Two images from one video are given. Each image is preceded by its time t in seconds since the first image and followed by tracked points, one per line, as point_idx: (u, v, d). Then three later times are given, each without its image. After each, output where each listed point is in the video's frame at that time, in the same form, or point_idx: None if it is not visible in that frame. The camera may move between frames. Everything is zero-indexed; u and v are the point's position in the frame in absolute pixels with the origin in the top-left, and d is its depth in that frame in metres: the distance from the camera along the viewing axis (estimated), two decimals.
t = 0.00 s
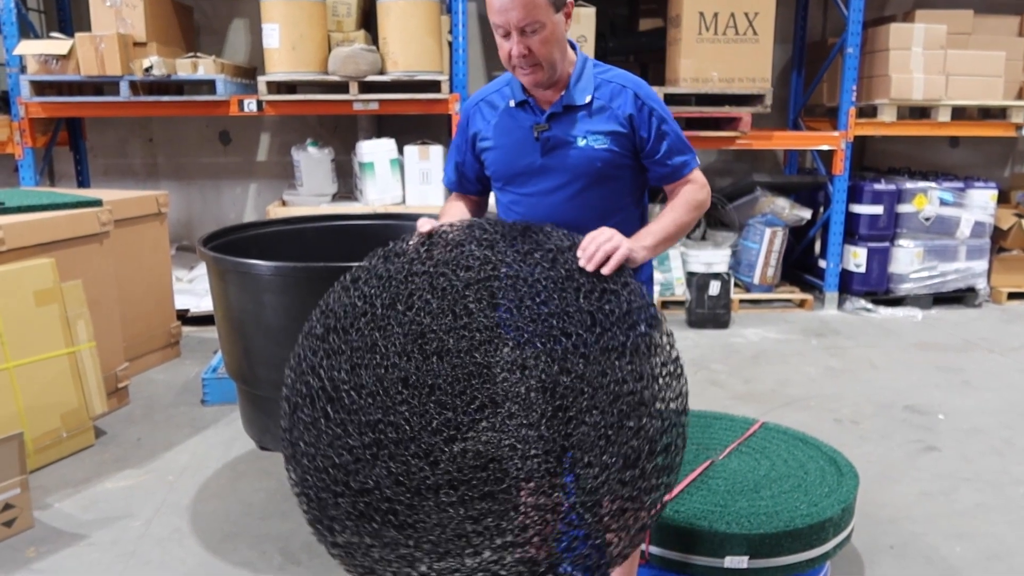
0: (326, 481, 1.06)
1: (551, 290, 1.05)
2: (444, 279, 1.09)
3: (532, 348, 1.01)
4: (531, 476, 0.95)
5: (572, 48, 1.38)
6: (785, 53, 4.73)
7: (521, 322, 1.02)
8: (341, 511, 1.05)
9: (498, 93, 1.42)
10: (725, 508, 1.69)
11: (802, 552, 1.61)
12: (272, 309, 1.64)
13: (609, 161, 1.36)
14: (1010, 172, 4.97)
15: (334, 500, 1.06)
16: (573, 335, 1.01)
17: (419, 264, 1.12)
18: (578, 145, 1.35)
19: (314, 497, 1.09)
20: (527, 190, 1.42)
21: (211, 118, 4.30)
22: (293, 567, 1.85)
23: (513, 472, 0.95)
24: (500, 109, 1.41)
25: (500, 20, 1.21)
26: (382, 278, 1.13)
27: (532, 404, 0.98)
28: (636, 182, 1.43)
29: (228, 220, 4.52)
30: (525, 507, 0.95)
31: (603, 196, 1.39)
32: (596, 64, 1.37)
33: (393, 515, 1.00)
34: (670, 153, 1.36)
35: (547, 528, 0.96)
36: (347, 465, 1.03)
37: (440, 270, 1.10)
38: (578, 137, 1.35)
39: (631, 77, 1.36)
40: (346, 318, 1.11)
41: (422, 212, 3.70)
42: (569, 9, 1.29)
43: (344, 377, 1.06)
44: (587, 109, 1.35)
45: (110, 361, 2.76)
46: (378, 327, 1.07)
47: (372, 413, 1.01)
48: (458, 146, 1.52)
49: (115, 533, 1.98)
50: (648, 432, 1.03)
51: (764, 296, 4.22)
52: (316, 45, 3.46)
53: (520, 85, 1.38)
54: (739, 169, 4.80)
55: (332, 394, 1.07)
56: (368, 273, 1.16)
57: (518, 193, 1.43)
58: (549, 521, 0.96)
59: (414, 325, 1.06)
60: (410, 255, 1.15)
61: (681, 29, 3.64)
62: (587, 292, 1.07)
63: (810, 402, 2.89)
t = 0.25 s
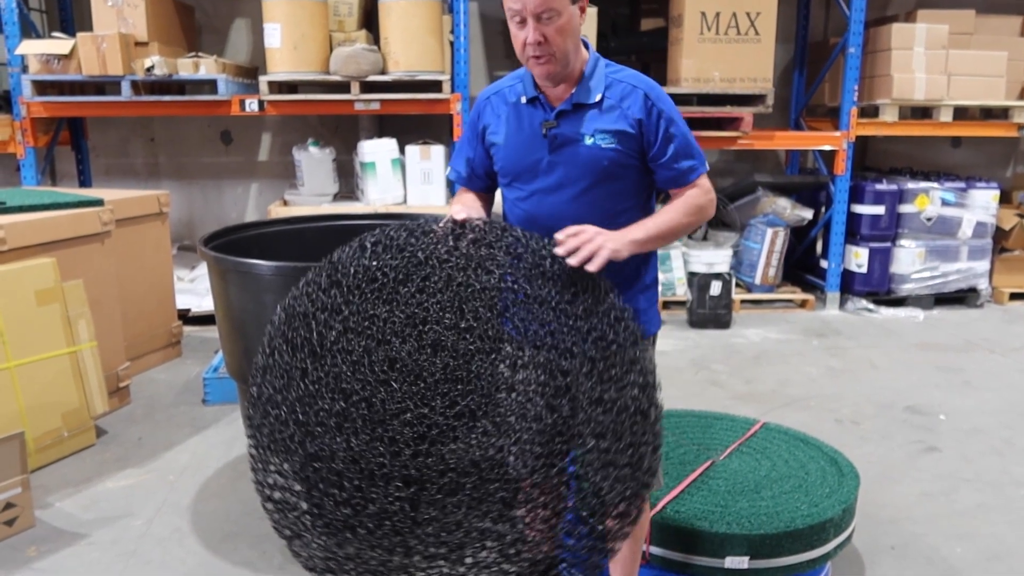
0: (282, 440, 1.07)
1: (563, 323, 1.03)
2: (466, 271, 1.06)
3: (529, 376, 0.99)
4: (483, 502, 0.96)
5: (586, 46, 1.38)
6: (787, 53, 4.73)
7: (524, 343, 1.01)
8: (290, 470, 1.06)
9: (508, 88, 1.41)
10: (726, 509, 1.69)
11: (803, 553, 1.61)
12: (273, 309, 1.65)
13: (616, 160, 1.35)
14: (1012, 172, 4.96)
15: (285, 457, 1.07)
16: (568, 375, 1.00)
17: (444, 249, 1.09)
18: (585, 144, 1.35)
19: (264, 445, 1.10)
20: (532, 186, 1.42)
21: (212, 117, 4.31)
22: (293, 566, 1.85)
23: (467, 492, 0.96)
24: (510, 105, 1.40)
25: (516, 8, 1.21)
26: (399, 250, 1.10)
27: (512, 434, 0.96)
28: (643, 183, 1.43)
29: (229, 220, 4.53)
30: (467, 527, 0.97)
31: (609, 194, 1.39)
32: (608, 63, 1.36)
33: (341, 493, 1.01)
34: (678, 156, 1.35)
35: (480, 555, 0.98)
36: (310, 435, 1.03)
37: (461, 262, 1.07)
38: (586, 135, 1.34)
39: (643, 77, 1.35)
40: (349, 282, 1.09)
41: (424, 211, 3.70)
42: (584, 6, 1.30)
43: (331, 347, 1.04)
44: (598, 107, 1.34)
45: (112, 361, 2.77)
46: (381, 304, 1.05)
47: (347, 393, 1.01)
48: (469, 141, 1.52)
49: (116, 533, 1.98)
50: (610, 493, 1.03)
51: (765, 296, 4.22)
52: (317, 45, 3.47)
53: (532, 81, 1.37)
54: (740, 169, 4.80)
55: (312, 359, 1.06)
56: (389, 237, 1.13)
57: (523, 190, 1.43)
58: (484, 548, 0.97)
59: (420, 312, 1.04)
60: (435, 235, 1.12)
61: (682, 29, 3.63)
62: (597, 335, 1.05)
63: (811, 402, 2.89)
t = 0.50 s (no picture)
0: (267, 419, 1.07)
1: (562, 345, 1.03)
2: (477, 273, 1.05)
3: (522, 392, 0.98)
4: (457, 510, 0.96)
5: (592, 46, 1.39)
6: (787, 53, 4.73)
7: (522, 356, 1.00)
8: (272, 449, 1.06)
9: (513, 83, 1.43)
10: (725, 509, 1.69)
11: (802, 553, 1.61)
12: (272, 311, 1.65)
13: (608, 158, 1.34)
14: (1012, 173, 4.96)
15: (267, 435, 1.07)
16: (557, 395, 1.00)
17: (458, 249, 1.08)
18: (579, 140, 1.34)
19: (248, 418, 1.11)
20: (527, 181, 1.42)
21: (213, 117, 4.31)
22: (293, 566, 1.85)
23: (443, 498, 0.96)
24: (513, 99, 1.41)
25: None
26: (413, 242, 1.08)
27: (497, 448, 0.96)
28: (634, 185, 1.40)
29: (229, 220, 4.53)
30: (437, 532, 0.97)
31: (598, 193, 1.38)
32: (612, 63, 1.36)
33: (318, 481, 1.00)
34: (661, 159, 1.32)
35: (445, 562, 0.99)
36: (295, 421, 1.02)
37: (473, 265, 1.05)
38: (581, 131, 1.34)
39: (644, 77, 1.35)
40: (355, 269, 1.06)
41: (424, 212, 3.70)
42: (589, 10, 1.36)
43: (327, 335, 1.01)
44: (596, 105, 1.34)
45: (111, 360, 2.76)
46: (386, 297, 1.01)
47: (338, 384, 0.99)
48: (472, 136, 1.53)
49: (115, 532, 1.98)
50: (579, 515, 1.04)
51: (765, 296, 4.22)
52: (317, 44, 3.47)
53: (535, 75, 1.39)
54: (740, 169, 4.80)
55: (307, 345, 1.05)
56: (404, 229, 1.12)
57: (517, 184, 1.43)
58: (449, 555, 0.98)
59: (424, 310, 1.00)
60: (451, 233, 1.10)
61: (683, 30, 3.63)
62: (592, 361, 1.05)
63: (810, 403, 2.89)
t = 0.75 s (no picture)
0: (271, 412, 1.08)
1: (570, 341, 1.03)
2: (485, 269, 1.05)
3: (527, 390, 1.01)
4: (459, 503, 0.98)
5: (590, 46, 1.39)
6: (790, 53, 4.73)
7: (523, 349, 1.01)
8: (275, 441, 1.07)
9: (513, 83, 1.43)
10: (726, 510, 1.69)
11: (804, 554, 1.61)
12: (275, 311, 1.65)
13: (603, 156, 1.33)
14: (1015, 174, 4.95)
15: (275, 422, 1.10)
16: (563, 393, 1.01)
17: (465, 241, 1.06)
18: (574, 137, 1.34)
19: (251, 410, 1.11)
20: (524, 181, 1.42)
21: (216, 117, 4.31)
22: (294, 566, 1.85)
23: (446, 491, 0.98)
24: (511, 98, 1.42)
25: None
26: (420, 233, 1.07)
27: (500, 443, 0.99)
28: (633, 183, 1.39)
29: (232, 219, 4.53)
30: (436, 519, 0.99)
31: (593, 191, 1.37)
32: (609, 61, 1.36)
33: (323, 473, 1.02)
34: (657, 155, 1.30)
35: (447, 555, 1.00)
36: (301, 415, 1.04)
37: (480, 261, 1.05)
38: (576, 129, 1.34)
39: (640, 74, 1.34)
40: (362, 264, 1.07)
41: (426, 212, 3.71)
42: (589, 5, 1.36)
43: (335, 332, 1.03)
44: (591, 102, 1.34)
45: (114, 360, 2.77)
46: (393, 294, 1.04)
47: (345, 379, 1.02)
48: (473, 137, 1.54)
49: (117, 532, 1.98)
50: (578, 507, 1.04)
51: (767, 297, 4.21)
52: (319, 44, 3.47)
53: (532, 74, 1.39)
54: (742, 170, 4.79)
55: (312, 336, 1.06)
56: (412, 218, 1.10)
57: (515, 184, 1.44)
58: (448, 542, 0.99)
59: (431, 308, 1.02)
60: (459, 223, 1.08)
61: (685, 30, 3.63)
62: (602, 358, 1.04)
63: (812, 403, 2.89)
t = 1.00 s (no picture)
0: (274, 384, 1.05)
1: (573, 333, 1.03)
2: (493, 257, 1.04)
3: (535, 378, 0.99)
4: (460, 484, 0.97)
5: (587, 47, 1.39)
6: (791, 54, 4.73)
7: (524, 341, 1.00)
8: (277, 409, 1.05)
9: (512, 86, 1.44)
10: (727, 510, 1.69)
11: (805, 555, 1.61)
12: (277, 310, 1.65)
13: (602, 158, 1.33)
14: (1017, 174, 4.95)
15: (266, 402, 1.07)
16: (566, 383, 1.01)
17: (470, 232, 1.05)
18: (572, 140, 1.34)
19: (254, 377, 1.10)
20: (523, 183, 1.42)
21: (217, 117, 4.32)
22: (295, 566, 1.85)
23: (448, 472, 0.96)
24: (510, 102, 1.43)
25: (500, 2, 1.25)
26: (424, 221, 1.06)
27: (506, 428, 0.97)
28: (634, 184, 1.38)
29: (233, 220, 4.53)
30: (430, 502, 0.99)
31: (593, 192, 1.37)
32: (607, 63, 1.35)
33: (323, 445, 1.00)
34: (657, 155, 1.30)
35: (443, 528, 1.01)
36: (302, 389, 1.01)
37: (484, 254, 1.03)
38: (573, 131, 1.34)
39: (637, 75, 1.34)
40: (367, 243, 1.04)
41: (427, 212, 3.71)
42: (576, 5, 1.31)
43: (341, 308, 1.00)
44: (589, 104, 1.34)
45: (115, 360, 2.77)
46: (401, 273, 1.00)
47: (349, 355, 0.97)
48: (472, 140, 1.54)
49: (118, 532, 1.99)
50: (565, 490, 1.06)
51: (769, 298, 4.21)
52: (321, 45, 3.47)
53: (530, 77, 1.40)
54: (744, 170, 4.79)
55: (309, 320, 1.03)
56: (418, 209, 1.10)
57: (515, 186, 1.44)
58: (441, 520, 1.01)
59: (440, 290, 0.99)
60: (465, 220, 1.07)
61: (686, 30, 3.63)
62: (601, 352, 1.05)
63: (813, 404, 2.89)
